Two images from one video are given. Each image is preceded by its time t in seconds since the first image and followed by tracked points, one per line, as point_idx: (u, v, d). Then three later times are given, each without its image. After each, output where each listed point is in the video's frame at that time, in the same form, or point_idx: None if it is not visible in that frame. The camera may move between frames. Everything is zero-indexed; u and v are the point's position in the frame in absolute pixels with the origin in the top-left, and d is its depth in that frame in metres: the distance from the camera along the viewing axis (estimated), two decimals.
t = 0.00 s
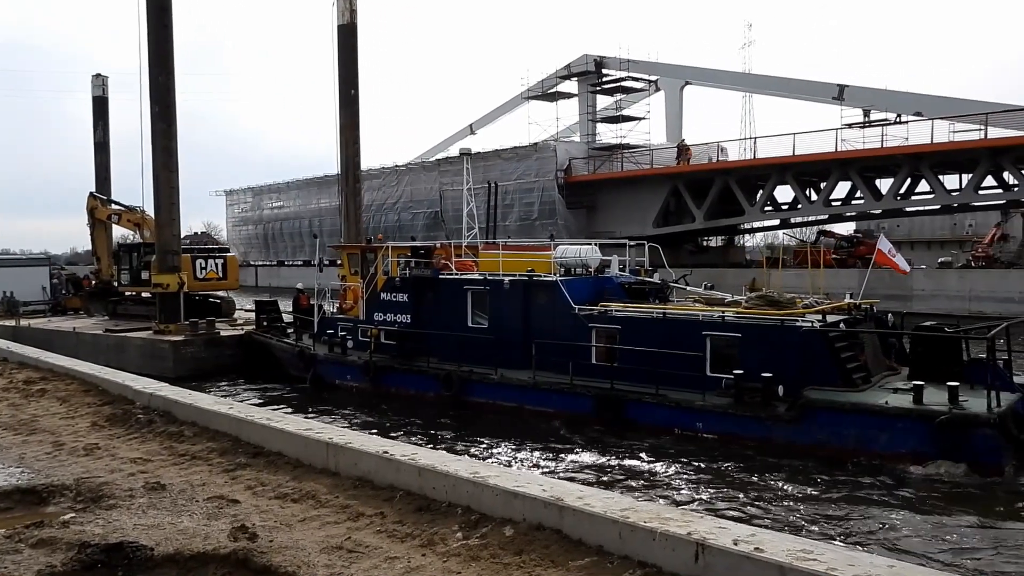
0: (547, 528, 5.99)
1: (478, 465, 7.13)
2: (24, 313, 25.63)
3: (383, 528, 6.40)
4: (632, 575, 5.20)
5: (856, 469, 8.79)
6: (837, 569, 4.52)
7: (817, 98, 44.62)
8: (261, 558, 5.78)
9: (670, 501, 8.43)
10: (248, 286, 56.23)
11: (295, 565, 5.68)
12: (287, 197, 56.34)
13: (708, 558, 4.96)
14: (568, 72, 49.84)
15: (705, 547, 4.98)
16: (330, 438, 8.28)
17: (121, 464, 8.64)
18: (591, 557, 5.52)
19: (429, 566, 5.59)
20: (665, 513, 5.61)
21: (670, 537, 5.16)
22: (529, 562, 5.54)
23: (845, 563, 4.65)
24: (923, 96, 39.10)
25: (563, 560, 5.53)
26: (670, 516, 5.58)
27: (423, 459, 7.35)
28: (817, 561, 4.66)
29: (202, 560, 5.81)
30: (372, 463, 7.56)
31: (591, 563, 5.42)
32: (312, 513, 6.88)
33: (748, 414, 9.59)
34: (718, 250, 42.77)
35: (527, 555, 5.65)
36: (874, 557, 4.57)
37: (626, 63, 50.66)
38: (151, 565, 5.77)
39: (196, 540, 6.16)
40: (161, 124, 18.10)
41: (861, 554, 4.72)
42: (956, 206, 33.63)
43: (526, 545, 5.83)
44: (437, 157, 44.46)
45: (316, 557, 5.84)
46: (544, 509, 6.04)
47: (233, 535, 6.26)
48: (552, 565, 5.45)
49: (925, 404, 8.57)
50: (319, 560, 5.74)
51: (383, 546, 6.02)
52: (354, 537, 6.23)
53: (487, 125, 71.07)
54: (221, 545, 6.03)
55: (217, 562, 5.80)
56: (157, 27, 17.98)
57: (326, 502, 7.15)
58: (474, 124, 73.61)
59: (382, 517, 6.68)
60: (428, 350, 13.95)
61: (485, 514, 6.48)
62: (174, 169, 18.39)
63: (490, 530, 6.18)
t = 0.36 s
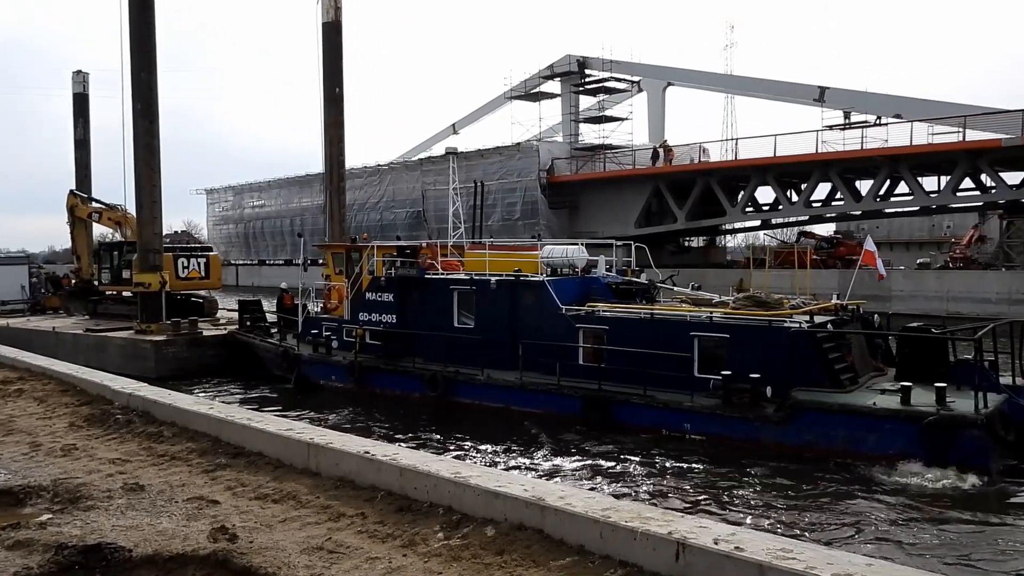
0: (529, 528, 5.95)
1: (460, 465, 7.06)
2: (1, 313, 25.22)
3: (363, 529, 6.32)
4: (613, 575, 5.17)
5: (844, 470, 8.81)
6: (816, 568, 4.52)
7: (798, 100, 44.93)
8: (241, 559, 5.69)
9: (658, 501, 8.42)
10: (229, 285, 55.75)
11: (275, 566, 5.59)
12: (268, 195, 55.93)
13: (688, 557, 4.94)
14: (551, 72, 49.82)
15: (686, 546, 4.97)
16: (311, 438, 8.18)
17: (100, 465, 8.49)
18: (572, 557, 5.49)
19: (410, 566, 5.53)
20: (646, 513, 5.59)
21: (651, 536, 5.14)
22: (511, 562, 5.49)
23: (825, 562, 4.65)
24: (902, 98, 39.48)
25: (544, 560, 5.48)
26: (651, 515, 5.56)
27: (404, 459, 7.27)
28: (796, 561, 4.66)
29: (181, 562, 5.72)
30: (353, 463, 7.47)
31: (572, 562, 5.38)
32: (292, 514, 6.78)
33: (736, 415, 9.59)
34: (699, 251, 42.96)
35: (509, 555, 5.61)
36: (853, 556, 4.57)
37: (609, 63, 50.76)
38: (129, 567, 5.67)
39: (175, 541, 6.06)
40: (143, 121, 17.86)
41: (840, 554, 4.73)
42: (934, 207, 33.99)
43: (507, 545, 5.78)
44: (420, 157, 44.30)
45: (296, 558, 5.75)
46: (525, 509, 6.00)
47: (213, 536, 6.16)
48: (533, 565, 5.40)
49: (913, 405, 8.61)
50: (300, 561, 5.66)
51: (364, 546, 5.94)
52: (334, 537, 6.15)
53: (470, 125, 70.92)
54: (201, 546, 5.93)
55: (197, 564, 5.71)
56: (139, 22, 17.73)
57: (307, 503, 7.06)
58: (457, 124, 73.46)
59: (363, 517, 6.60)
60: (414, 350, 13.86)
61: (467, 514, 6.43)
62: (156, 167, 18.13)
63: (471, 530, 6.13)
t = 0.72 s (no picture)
0: (509, 528, 5.91)
1: (440, 465, 7.00)
2: None
3: (343, 529, 6.25)
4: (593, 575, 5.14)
5: (831, 472, 8.82)
6: (795, 567, 4.53)
7: (778, 101, 45.26)
8: (219, 560, 5.60)
9: (646, 502, 8.40)
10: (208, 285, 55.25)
11: (254, 567, 5.51)
12: (247, 194, 55.51)
13: (668, 556, 4.93)
14: (531, 73, 49.85)
15: (665, 546, 4.95)
16: (290, 438, 8.08)
17: (76, 466, 8.33)
18: (552, 557, 5.46)
19: (390, 567, 5.47)
20: (626, 513, 5.57)
21: (631, 536, 5.13)
22: (491, 562, 5.45)
23: (803, 560, 4.66)
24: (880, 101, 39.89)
25: (524, 560, 5.45)
26: (631, 515, 5.55)
27: (385, 459, 7.20)
28: (774, 559, 4.67)
29: (158, 563, 5.62)
30: (333, 463, 7.38)
31: (552, 562, 5.35)
32: (271, 515, 6.68)
33: (723, 416, 9.59)
34: (679, 252, 43.15)
35: (489, 555, 5.57)
36: (831, 554, 4.59)
37: (590, 64, 50.86)
38: (105, 568, 5.56)
39: (152, 543, 5.95)
40: (124, 118, 17.60)
41: (817, 552, 4.75)
42: (912, 209, 34.34)
43: (487, 545, 5.74)
44: (401, 156, 44.13)
45: (275, 559, 5.67)
46: (505, 509, 5.96)
47: (191, 537, 6.05)
48: (513, 565, 5.36)
49: (899, 406, 8.65)
50: (279, 563, 5.58)
51: (344, 547, 5.87)
52: (313, 538, 6.06)
53: (451, 125, 70.83)
54: (178, 548, 5.82)
55: (174, 565, 5.61)
56: (120, 19, 17.49)
57: (286, 503, 6.96)
58: (438, 124, 73.38)
59: (343, 518, 6.51)
60: (397, 350, 13.77)
61: (447, 514, 6.37)
62: (137, 165, 17.87)
63: (451, 530, 6.08)
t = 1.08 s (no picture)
0: (488, 528, 5.90)
1: (418, 464, 6.95)
2: None
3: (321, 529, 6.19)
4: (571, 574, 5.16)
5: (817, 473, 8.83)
6: (772, 565, 4.57)
7: (756, 103, 45.59)
8: (196, 562, 5.52)
9: (631, 503, 8.40)
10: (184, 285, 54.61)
11: (231, 568, 5.44)
12: (225, 193, 54.97)
13: (646, 555, 4.95)
14: (512, 73, 49.81)
15: (644, 545, 4.98)
16: (268, 439, 7.97)
17: (49, 467, 8.16)
18: (531, 557, 5.45)
19: (368, 567, 5.43)
20: (605, 512, 5.59)
21: (609, 535, 5.15)
22: (470, 562, 5.45)
23: (779, 559, 4.72)
24: (857, 103, 40.29)
25: (503, 560, 5.44)
26: (609, 514, 5.56)
27: (363, 459, 7.13)
28: (752, 558, 4.71)
29: (133, 565, 5.53)
30: (311, 463, 7.29)
31: (530, 562, 5.35)
32: (249, 515, 6.59)
33: (708, 417, 9.59)
34: (659, 252, 43.31)
35: (467, 555, 5.56)
36: (807, 552, 4.64)
37: (571, 64, 50.92)
38: (80, 570, 5.48)
39: (128, 543, 5.85)
40: (102, 114, 17.32)
41: (793, 550, 4.80)
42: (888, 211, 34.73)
43: (466, 545, 5.73)
44: (381, 155, 43.91)
45: (252, 559, 5.61)
46: (484, 509, 5.94)
47: (167, 538, 5.96)
48: (492, 565, 5.36)
49: (884, 407, 8.69)
50: (256, 564, 5.51)
51: (322, 547, 5.81)
52: (291, 538, 6.00)
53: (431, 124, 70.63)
54: (154, 549, 5.74)
55: (150, 567, 5.52)
56: (98, 13, 17.20)
57: (263, 503, 6.87)
58: (418, 123, 73.13)
59: (321, 518, 6.44)
60: (380, 350, 13.66)
61: (426, 514, 6.33)
62: (115, 162, 17.59)
63: (430, 530, 6.05)
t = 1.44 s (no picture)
0: (461, 528, 5.91)
1: (392, 464, 6.93)
2: None
3: (294, 530, 6.15)
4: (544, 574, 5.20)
5: (796, 474, 8.86)
6: (744, 564, 4.65)
7: (731, 105, 45.96)
8: (166, 565, 5.47)
9: (610, 502, 8.40)
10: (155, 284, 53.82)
11: (202, 571, 5.39)
12: (197, 191, 54.28)
13: (619, 555, 5.01)
14: (487, 73, 49.75)
15: (616, 544, 5.04)
16: (239, 439, 7.87)
17: (15, 469, 7.96)
18: (504, 557, 5.48)
19: (341, 568, 5.43)
20: (578, 512, 5.63)
21: (583, 535, 5.19)
22: (442, 563, 5.46)
23: (750, 557, 4.80)
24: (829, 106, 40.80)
25: (476, 560, 5.47)
26: (582, 514, 5.61)
27: (336, 459, 7.08)
28: (724, 556, 4.79)
29: (101, 568, 5.45)
30: (282, 463, 7.20)
31: (503, 562, 5.39)
32: (219, 517, 6.51)
33: (688, 418, 9.59)
34: (633, 253, 43.49)
35: (441, 555, 5.57)
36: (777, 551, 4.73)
37: (546, 65, 50.98)
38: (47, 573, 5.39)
39: (96, 546, 5.77)
40: (73, 111, 16.97)
41: (763, 548, 4.89)
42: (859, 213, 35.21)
43: (439, 545, 5.74)
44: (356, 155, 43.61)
45: (223, 562, 5.57)
46: (456, 509, 5.95)
47: (136, 540, 5.90)
48: (465, 565, 5.39)
49: (863, 407, 8.75)
50: (227, 566, 5.47)
51: (294, 548, 5.78)
52: (263, 540, 5.96)
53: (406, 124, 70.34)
54: (123, 552, 5.67)
55: (117, 570, 5.45)
56: (69, 8, 16.86)
57: (235, 505, 6.78)
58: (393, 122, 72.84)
59: (293, 519, 6.39)
60: (358, 350, 13.53)
61: (398, 514, 6.31)
62: (87, 160, 17.24)
63: (403, 530, 6.05)
